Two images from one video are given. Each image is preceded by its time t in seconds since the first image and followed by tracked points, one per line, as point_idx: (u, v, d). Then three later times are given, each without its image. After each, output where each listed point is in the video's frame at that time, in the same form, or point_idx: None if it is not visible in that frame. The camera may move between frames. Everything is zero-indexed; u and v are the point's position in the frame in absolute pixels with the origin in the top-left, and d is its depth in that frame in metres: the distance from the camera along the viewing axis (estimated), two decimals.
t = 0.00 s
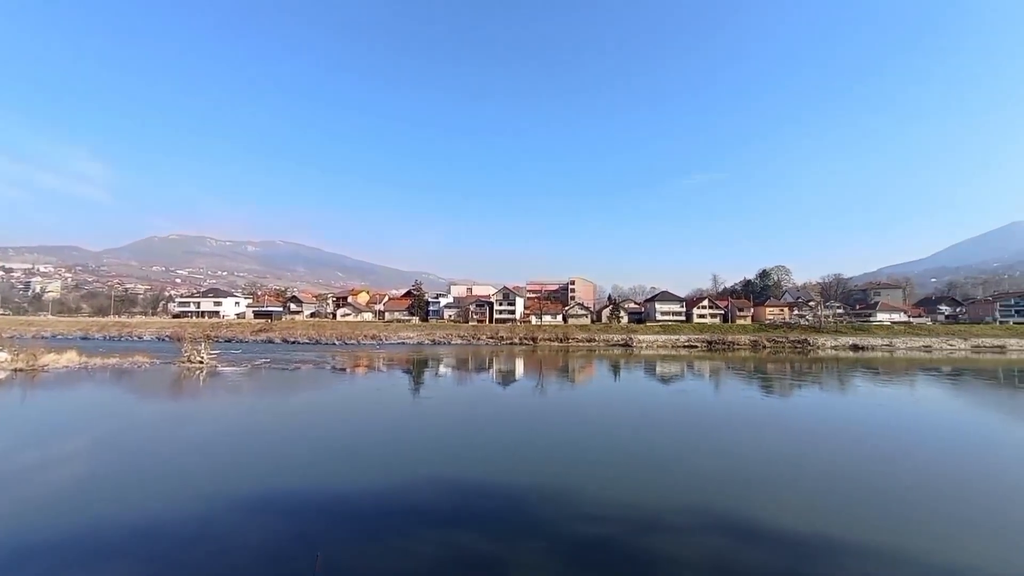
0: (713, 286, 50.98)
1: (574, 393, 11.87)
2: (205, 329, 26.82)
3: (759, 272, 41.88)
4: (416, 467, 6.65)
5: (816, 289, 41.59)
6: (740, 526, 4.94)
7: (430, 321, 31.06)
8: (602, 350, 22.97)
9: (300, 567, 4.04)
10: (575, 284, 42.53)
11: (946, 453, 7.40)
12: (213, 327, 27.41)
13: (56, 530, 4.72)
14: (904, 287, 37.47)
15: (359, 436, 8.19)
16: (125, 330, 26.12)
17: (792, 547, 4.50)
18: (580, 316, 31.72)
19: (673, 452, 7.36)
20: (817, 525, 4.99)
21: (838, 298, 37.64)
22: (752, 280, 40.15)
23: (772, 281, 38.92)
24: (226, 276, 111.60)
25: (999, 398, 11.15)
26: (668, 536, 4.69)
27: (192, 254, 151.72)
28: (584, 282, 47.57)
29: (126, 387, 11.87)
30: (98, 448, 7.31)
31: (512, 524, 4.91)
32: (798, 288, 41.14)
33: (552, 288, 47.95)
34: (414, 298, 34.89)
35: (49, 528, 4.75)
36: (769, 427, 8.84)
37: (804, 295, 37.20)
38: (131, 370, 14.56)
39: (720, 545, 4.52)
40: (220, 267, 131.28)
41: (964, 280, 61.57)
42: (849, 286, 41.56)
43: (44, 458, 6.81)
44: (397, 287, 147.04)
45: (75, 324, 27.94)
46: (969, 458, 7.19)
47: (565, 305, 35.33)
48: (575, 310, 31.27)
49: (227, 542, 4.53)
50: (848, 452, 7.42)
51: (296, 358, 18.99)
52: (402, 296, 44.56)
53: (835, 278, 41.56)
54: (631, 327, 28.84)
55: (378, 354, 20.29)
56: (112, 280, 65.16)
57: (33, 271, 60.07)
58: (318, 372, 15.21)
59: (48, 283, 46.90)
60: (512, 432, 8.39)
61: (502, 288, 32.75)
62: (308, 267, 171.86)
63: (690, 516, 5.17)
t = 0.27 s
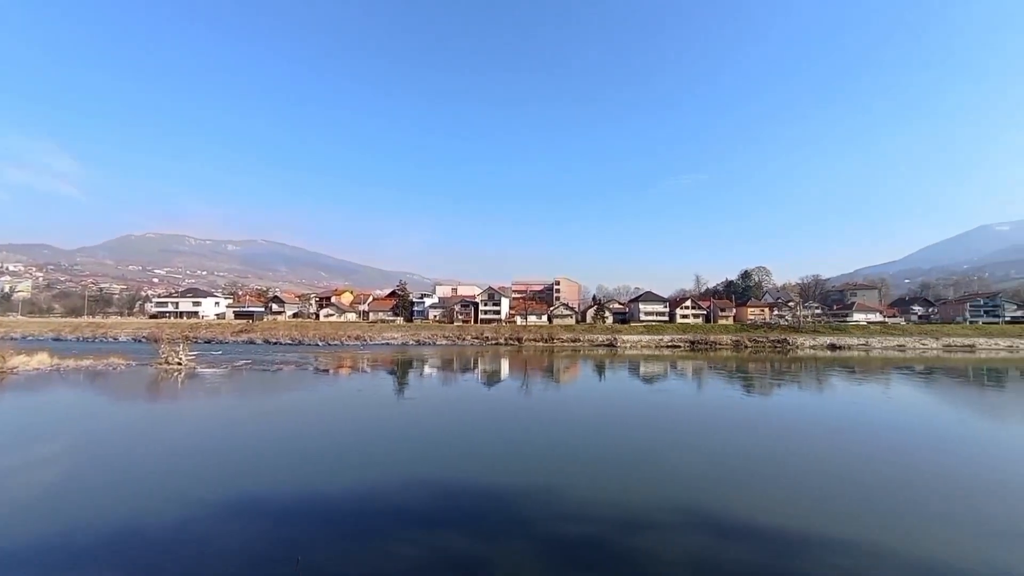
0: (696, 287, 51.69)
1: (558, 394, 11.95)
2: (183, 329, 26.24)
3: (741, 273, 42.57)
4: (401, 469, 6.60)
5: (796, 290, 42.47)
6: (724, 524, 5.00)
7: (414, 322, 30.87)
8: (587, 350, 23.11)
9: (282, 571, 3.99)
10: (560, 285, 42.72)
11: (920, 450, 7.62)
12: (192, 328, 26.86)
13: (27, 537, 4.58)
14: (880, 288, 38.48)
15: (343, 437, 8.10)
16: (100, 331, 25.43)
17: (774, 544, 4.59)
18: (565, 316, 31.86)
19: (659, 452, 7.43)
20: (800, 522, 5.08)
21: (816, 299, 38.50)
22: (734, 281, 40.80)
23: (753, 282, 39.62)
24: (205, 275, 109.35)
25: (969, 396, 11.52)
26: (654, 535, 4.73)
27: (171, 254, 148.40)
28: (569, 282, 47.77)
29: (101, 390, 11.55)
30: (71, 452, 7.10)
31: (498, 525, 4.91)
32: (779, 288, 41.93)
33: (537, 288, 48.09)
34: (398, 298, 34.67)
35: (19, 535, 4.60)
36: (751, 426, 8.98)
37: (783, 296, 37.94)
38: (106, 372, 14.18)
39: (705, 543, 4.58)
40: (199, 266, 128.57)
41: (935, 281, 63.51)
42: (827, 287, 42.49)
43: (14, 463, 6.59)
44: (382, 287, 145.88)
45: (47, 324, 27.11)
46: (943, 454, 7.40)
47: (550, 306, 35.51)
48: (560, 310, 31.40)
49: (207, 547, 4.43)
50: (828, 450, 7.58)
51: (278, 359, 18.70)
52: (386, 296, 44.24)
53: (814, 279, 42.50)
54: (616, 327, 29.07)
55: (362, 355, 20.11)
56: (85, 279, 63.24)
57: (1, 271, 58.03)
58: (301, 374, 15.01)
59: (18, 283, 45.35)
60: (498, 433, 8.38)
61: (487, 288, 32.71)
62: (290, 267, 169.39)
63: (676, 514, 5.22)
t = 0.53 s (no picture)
0: (681, 287, 52.29)
1: (546, 394, 11.98)
2: (163, 330, 25.71)
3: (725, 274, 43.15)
4: (387, 471, 6.55)
5: (778, 290, 43.19)
6: (708, 522, 5.06)
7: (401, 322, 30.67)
8: (574, 350, 23.20)
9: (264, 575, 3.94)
10: (547, 285, 42.83)
11: (897, 447, 7.81)
12: (173, 328, 26.35)
13: None
14: (859, 289, 39.34)
15: (327, 440, 8.01)
16: (77, 332, 24.81)
17: (756, 540, 4.66)
18: (552, 317, 31.96)
19: (644, 451, 7.48)
20: (781, 519, 5.17)
21: (798, 299, 39.21)
22: (718, 282, 41.35)
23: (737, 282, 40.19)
24: (186, 276, 107.28)
25: (944, 394, 11.85)
26: (639, 534, 4.77)
27: (150, 253, 145.30)
28: (556, 282, 47.94)
29: (78, 392, 11.28)
30: (47, 456, 6.92)
31: (484, 526, 4.90)
32: (762, 289, 42.60)
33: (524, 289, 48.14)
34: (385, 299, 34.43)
35: None
36: (734, 425, 9.11)
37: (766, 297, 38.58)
38: (83, 374, 13.84)
39: (689, 541, 4.63)
40: (180, 266, 126.09)
41: (912, 282, 65.11)
42: (809, 287, 43.27)
43: None
44: (368, 288, 144.65)
45: (21, 325, 26.36)
46: (918, 451, 7.60)
47: (537, 306, 35.58)
48: (547, 311, 31.49)
49: (186, 553, 4.35)
50: (808, 448, 7.74)
51: (261, 360, 18.44)
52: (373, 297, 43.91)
53: (796, 280, 43.28)
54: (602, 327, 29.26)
55: (348, 356, 19.92)
56: (61, 279, 61.53)
57: None
58: (285, 375, 14.83)
59: None
60: (484, 433, 8.38)
61: (474, 289, 32.66)
62: (274, 267, 167.05)
63: (660, 513, 5.28)
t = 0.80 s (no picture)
0: (666, 288, 52.85)
1: (531, 394, 12.02)
2: (141, 331, 25.12)
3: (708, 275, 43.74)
4: (370, 472, 6.51)
5: (760, 291, 43.93)
6: (692, 520, 5.14)
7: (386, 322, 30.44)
8: (560, 350, 23.30)
9: None
10: (533, 286, 42.92)
11: (873, 444, 8.02)
12: (151, 329, 25.75)
13: None
14: (838, 290, 40.24)
15: (311, 441, 7.93)
16: (50, 333, 24.09)
17: (739, 537, 4.75)
18: (538, 317, 32.04)
19: (629, 450, 7.55)
20: (763, 516, 5.28)
21: (779, 300, 39.94)
22: (701, 283, 41.90)
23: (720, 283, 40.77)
24: (165, 275, 104.99)
25: (918, 392, 12.20)
26: (623, 532, 4.83)
27: (127, 251, 141.86)
28: (542, 283, 48.07)
29: (52, 395, 10.95)
30: (19, 461, 6.72)
31: (468, 527, 4.91)
32: (744, 290, 43.28)
33: (510, 289, 48.19)
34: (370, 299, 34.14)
35: None
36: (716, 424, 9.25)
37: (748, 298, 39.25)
38: (57, 376, 13.45)
39: (672, 539, 4.70)
40: (159, 265, 123.32)
41: (888, 283, 66.79)
42: (789, 288, 44.08)
43: None
44: (352, 288, 143.24)
45: None
46: (894, 448, 7.82)
47: (523, 306, 35.64)
48: (533, 311, 31.56)
49: (164, 558, 4.28)
50: (789, 446, 7.89)
51: (243, 361, 18.13)
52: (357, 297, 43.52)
53: (777, 281, 44.08)
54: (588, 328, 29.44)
55: (332, 357, 19.71)
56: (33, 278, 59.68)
57: None
58: (268, 376, 14.62)
59: None
60: (470, 434, 8.37)
61: (460, 289, 32.57)
62: (256, 266, 164.43)
63: (644, 511, 5.34)
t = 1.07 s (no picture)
0: (647, 288, 53.42)
1: (514, 394, 12.03)
2: (113, 330, 24.37)
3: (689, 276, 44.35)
4: (352, 473, 6.44)
5: (738, 291, 44.72)
6: (673, 517, 5.22)
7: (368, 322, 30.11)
8: (543, 350, 23.37)
9: None
10: (516, 286, 42.92)
11: (847, 440, 8.25)
12: (123, 329, 25.00)
13: None
14: (813, 290, 41.23)
15: (292, 443, 7.81)
16: (15, 333, 23.20)
17: (719, 533, 4.84)
18: (521, 317, 32.07)
19: (611, 449, 7.64)
20: (743, 511, 5.39)
21: (758, 300, 40.73)
22: (682, 283, 42.47)
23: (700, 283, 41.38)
24: (138, 273, 101.99)
25: (889, 390, 12.59)
26: (606, 530, 4.87)
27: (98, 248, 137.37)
28: (525, 283, 48.13)
29: (17, 398, 10.55)
30: None
31: (451, 527, 4.90)
32: (724, 290, 44.03)
33: (494, 288, 48.12)
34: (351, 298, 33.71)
35: None
36: (697, 421, 9.40)
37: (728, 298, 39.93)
38: (22, 377, 12.97)
39: (655, 536, 4.76)
40: (131, 262, 119.76)
41: (861, 284, 68.66)
42: (767, 288, 45.00)
43: None
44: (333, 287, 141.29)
45: None
46: (867, 444, 8.05)
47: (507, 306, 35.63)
48: (516, 311, 31.57)
49: (138, 565, 4.16)
50: (767, 443, 8.06)
51: (220, 362, 17.74)
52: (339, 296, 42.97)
53: (755, 281, 44.94)
54: (571, 327, 29.59)
55: (312, 357, 19.43)
56: None
57: None
58: (246, 377, 14.33)
59: None
60: (453, 434, 8.34)
61: (443, 288, 32.41)
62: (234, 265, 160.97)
63: (627, 509, 5.40)
